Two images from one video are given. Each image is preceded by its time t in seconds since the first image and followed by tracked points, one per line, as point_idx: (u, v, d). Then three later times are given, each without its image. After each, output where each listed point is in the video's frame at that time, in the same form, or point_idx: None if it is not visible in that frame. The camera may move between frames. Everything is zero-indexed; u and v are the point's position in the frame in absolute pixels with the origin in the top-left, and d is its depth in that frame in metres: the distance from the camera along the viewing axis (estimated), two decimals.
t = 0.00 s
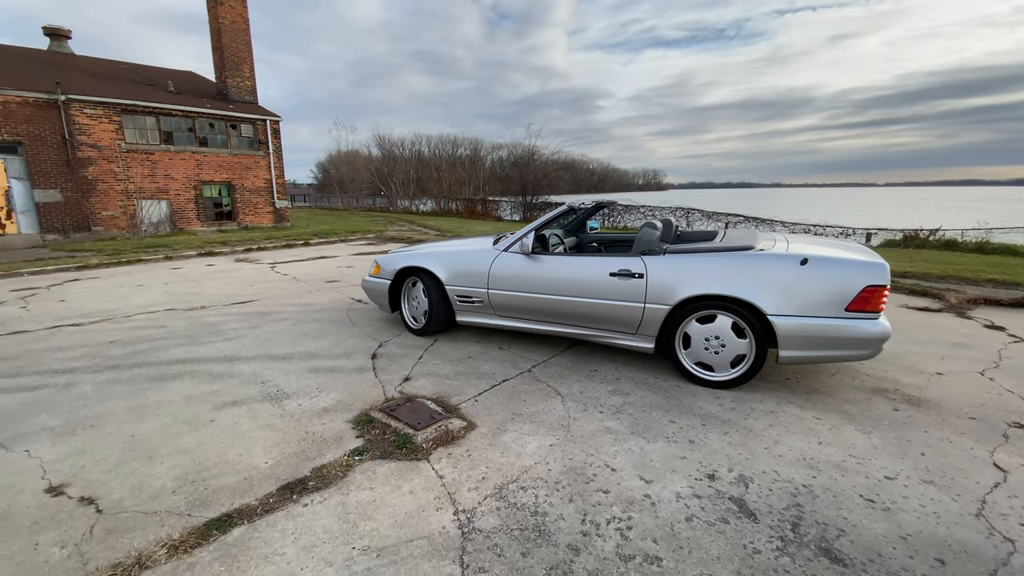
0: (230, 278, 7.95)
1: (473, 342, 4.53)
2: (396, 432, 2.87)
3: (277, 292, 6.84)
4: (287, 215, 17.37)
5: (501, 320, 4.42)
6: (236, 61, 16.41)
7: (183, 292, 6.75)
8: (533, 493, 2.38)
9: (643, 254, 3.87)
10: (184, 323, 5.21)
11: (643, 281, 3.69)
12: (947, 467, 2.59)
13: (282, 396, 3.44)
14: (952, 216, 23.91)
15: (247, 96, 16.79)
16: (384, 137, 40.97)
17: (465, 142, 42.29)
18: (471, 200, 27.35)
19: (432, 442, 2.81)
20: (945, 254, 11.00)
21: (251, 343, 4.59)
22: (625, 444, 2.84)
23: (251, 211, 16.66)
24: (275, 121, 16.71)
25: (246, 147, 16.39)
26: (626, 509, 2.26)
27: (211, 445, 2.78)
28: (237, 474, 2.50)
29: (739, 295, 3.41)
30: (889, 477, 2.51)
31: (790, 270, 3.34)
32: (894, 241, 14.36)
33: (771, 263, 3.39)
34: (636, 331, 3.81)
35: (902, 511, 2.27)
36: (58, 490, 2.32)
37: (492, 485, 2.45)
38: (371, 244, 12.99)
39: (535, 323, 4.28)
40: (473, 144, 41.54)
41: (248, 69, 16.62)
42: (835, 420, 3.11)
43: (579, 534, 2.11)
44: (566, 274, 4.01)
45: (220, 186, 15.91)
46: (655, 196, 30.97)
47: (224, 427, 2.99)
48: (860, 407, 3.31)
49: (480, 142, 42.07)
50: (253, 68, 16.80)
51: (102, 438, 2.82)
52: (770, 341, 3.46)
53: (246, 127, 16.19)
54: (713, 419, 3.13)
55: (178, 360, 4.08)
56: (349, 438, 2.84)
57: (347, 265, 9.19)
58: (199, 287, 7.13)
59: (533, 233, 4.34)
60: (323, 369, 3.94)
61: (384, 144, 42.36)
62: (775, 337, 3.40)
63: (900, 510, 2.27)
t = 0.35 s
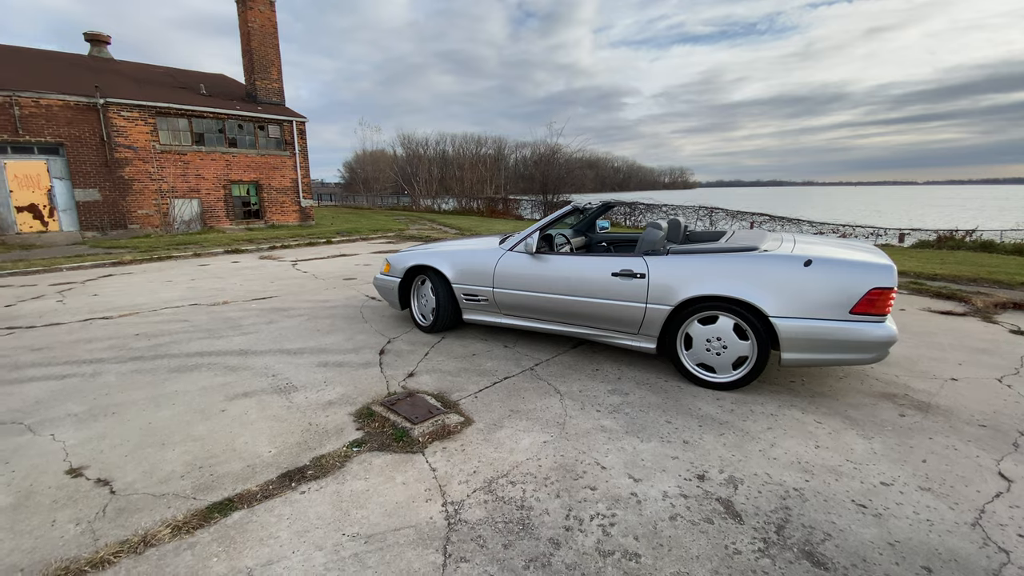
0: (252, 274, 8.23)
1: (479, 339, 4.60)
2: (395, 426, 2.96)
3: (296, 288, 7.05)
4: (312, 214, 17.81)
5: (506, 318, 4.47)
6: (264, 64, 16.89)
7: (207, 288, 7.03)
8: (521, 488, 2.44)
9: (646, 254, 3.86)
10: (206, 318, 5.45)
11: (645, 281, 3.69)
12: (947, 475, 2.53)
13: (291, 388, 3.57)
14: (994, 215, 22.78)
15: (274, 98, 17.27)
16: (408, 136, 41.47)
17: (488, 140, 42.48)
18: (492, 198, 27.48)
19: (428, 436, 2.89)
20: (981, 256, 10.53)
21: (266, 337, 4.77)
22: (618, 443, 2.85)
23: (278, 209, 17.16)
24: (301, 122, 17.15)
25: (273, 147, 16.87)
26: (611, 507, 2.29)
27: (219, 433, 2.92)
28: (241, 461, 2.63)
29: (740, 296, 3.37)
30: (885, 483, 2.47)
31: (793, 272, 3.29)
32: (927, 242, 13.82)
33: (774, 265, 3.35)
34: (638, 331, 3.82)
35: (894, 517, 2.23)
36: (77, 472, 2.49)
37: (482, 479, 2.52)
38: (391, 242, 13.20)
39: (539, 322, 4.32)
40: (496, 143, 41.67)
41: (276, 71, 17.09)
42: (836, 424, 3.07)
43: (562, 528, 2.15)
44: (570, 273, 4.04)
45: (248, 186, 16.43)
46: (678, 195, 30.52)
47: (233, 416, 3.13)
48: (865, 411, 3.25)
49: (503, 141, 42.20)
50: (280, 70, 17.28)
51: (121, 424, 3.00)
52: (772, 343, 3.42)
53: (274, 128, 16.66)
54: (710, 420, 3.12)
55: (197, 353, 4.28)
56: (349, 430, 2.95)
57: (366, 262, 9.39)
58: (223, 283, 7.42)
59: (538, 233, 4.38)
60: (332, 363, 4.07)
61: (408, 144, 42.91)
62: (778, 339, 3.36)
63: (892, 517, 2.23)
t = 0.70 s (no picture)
0: (271, 271, 8.48)
1: (480, 337, 4.66)
2: (386, 419, 3.04)
3: (310, 285, 7.25)
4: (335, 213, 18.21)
5: (506, 317, 4.51)
6: (290, 66, 17.35)
7: (227, 284, 7.29)
8: (501, 483, 2.48)
9: (643, 254, 3.85)
10: (222, 312, 5.66)
11: (641, 281, 3.68)
12: (941, 483, 2.46)
13: (293, 381, 3.70)
14: None
15: (300, 99, 17.72)
16: (431, 135, 41.87)
17: (510, 139, 42.57)
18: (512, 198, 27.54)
19: (418, 429, 2.95)
20: (1017, 259, 10.05)
21: (276, 332, 4.93)
22: (604, 441, 2.86)
23: (301, 208, 17.60)
24: (324, 122, 17.55)
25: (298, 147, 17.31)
26: (587, 504, 2.31)
27: (220, 423, 3.05)
28: (237, 449, 2.75)
29: (736, 297, 3.34)
30: (873, 490, 2.42)
31: (790, 272, 3.24)
32: (961, 244, 13.26)
33: (771, 265, 3.30)
34: (634, 331, 3.80)
35: (877, 524, 2.18)
36: (86, 455, 2.64)
37: (465, 473, 2.57)
38: (408, 241, 13.40)
39: (538, 320, 4.34)
40: (518, 141, 41.70)
41: (301, 72, 17.52)
42: (831, 428, 3.01)
43: (535, 523, 2.19)
44: (567, 272, 4.05)
45: (273, 185, 16.91)
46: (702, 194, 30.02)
47: (235, 407, 3.26)
48: (864, 415, 3.17)
49: (525, 140, 42.23)
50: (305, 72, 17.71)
51: (131, 412, 3.16)
52: (769, 345, 3.37)
53: (298, 129, 17.09)
54: (701, 421, 3.10)
55: (209, 345, 4.46)
56: (343, 423, 3.04)
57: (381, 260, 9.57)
58: (242, 279, 7.68)
59: (538, 232, 4.41)
60: (335, 358, 4.19)
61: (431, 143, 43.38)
62: (774, 340, 3.31)
63: (874, 523, 2.19)
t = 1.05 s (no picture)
0: (291, 268, 8.76)
1: (484, 334, 4.74)
2: (383, 411, 3.15)
3: (326, 282, 7.46)
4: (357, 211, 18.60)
5: (509, 314, 4.58)
6: (315, 68, 17.79)
7: (247, 280, 7.57)
8: (487, 474, 2.55)
9: (642, 253, 3.87)
10: (240, 307, 5.90)
11: (638, 281, 3.70)
12: (930, 488, 2.43)
13: (301, 373, 3.85)
14: None
15: (324, 100, 18.14)
16: (454, 135, 42.19)
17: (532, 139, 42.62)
18: (532, 197, 27.58)
19: (412, 422, 3.05)
20: None
21: (289, 326, 5.12)
22: (592, 437, 2.91)
23: (325, 207, 18.05)
24: (347, 123, 17.93)
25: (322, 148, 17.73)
26: (569, 497, 2.36)
27: (228, 411, 3.21)
28: (242, 436, 2.90)
29: (732, 297, 3.33)
30: (859, 492, 2.40)
31: (787, 273, 3.21)
32: (996, 245, 12.72)
33: (767, 265, 3.28)
34: (632, 330, 3.82)
35: (858, 526, 2.17)
36: (103, 438, 2.83)
37: (453, 464, 2.65)
38: (425, 239, 13.61)
39: (539, 319, 4.40)
40: (540, 141, 41.64)
41: (325, 74, 17.94)
42: (825, 430, 2.99)
43: (515, 513, 2.26)
44: (568, 271, 4.09)
45: (298, 184, 17.37)
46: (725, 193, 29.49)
47: (243, 396, 3.43)
48: (862, 419, 3.14)
49: (547, 139, 42.19)
50: (329, 73, 18.12)
51: (147, 399, 3.35)
52: (766, 346, 3.35)
53: (322, 129, 17.50)
54: (692, 420, 3.11)
55: (225, 338, 4.67)
56: (342, 413, 3.17)
57: (396, 258, 9.76)
58: (262, 276, 7.96)
59: (541, 231, 4.46)
60: (342, 352, 4.34)
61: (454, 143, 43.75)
62: (770, 342, 3.29)
63: (855, 525, 2.18)
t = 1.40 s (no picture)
0: (309, 264, 9.03)
1: (489, 329, 4.85)
2: (385, 400, 3.28)
3: (342, 278, 7.68)
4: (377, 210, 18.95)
5: (513, 310, 4.68)
6: (338, 69, 18.17)
7: (267, 275, 7.85)
8: (478, 461, 2.65)
9: (642, 251, 3.91)
10: (258, 300, 6.13)
11: (637, 278, 3.75)
12: (917, 486, 2.43)
13: (311, 363, 4.02)
14: None
15: (346, 101, 18.51)
16: (475, 134, 42.42)
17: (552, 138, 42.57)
18: (551, 196, 27.58)
19: (411, 410, 3.17)
20: None
21: (303, 319, 5.32)
22: (584, 429, 2.98)
23: (346, 205, 18.44)
24: (368, 123, 18.26)
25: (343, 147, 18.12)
26: (554, 484, 2.45)
27: (239, 396, 3.39)
28: (251, 420, 3.07)
29: (728, 295, 3.36)
30: (844, 488, 2.42)
31: (783, 271, 3.23)
32: None
33: (765, 263, 3.31)
34: (631, 326, 3.88)
35: (838, 519, 2.20)
36: (123, 419, 3.03)
37: (447, 450, 2.76)
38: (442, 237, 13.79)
39: (542, 315, 4.48)
40: (561, 139, 41.52)
41: (347, 75, 18.30)
42: (818, 428, 3.00)
43: (501, 497, 2.35)
44: (569, 268, 4.17)
45: (320, 183, 17.79)
46: (749, 193, 28.95)
47: (255, 384, 3.60)
48: (857, 417, 3.13)
49: (567, 138, 42.07)
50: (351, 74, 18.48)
51: (166, 384, 3.56)
52: (762, 343, 3.37)
53: (344, 129, 17.88)
54: (685, 415, 3.15)
55: (242, 329, 4.89)
56: (346, 401, 3.31)
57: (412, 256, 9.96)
58: (282, 271, 8.23)
59: (545, 228, 4.54)
60: (352, 344, 4.50)
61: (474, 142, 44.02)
62: (766, 339, 3.31)
63: (835, 519, 2.21)
